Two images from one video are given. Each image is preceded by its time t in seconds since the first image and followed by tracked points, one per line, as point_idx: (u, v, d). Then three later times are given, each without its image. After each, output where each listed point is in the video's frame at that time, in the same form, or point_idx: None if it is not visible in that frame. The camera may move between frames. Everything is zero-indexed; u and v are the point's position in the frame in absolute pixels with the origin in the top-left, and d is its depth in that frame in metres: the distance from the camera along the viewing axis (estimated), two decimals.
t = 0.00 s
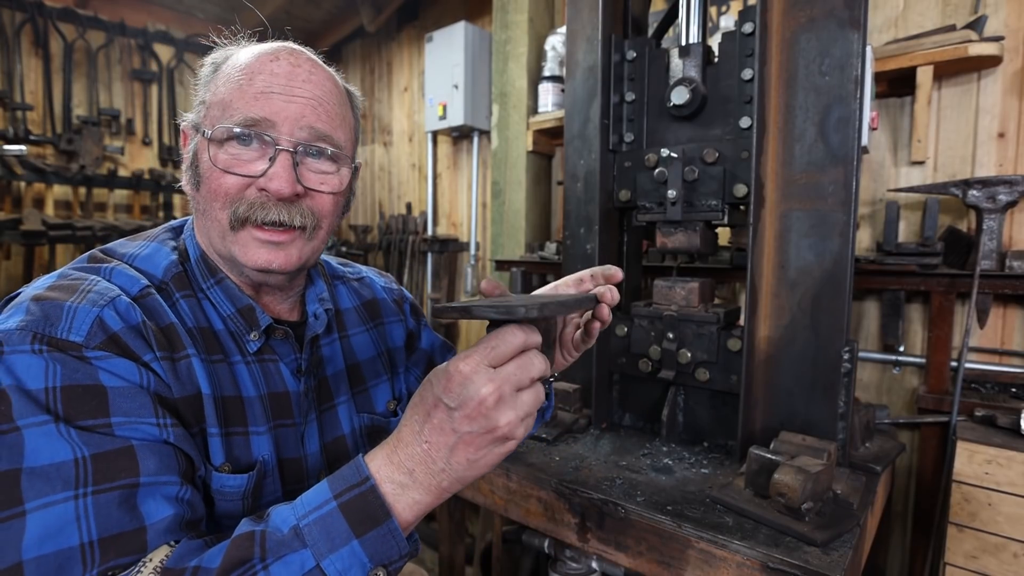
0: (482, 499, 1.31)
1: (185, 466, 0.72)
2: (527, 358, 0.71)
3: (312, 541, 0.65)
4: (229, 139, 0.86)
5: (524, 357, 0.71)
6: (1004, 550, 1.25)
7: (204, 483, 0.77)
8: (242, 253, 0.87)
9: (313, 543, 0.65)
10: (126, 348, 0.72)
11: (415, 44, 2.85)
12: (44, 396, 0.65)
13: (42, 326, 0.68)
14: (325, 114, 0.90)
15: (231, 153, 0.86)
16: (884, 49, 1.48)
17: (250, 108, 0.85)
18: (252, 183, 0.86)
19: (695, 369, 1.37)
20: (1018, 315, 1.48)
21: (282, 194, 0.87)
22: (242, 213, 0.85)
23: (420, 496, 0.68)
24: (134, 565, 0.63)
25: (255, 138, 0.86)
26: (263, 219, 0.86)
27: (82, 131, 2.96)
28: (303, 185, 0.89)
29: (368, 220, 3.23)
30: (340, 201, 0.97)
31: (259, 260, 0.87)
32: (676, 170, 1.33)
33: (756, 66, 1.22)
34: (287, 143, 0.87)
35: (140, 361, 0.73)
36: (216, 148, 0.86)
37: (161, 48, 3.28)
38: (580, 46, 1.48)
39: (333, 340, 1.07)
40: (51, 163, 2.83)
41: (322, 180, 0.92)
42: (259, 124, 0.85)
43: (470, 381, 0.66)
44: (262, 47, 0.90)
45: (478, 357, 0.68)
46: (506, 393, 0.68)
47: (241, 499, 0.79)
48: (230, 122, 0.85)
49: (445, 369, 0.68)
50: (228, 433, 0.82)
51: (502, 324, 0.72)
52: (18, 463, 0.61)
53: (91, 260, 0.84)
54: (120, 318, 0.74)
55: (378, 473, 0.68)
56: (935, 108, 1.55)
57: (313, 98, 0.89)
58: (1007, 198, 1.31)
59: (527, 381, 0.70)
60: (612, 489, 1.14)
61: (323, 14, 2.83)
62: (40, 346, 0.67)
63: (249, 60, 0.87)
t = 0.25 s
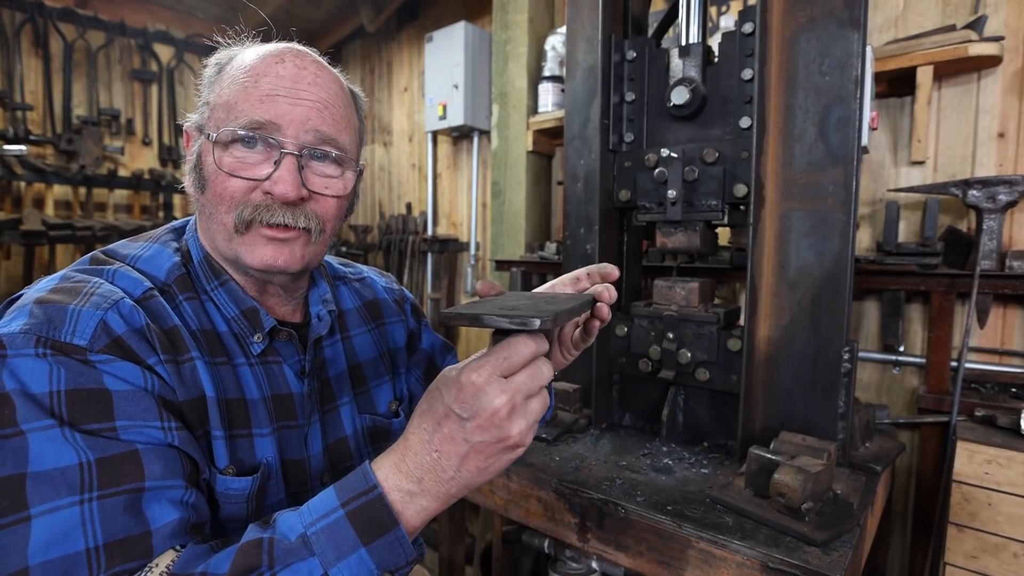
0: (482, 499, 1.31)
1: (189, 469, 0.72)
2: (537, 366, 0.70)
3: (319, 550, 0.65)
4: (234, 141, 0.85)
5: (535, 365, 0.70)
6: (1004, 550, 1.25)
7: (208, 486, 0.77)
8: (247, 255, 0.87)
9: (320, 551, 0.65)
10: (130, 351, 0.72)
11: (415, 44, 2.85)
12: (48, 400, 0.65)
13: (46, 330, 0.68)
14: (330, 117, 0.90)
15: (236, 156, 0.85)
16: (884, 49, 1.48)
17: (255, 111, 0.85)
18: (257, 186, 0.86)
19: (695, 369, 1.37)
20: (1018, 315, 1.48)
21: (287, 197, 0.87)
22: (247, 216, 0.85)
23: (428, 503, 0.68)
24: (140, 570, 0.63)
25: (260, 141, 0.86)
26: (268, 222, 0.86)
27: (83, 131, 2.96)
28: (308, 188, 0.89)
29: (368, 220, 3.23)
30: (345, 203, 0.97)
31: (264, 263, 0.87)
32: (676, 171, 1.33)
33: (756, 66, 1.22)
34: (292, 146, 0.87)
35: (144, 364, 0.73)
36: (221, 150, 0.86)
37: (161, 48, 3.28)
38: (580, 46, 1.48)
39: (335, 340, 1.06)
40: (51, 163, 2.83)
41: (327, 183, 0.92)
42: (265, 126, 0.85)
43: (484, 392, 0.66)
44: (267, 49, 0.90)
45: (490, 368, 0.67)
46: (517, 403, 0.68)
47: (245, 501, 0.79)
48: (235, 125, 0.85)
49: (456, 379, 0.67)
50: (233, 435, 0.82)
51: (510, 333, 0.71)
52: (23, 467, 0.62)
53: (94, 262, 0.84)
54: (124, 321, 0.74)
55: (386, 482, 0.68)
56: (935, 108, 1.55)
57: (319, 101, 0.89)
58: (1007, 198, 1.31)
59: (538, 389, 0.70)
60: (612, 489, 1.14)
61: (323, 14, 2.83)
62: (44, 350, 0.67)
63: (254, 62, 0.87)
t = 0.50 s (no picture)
0: (482, 499, 1.31)
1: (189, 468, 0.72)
2: (537, 362, 0.70)
3: (318, 545, 0.65)
4: (262, 156, 0.83)
5: (535, 362, 0.70)
6: (1004, 550, 1.25)
7: (207, 485, 0.77)
8: (277, 266, 0.88)
9: (319, 547, 0.65)
10: (130, 351, 0.72)
11: (415, 44, 2.85)
12: (48, 398, 0.65)
13: (46, 329, 0.68)
14: (353, 125, 0.89)
15: (266, 170, 0.83)
16: (884, 49, 1.48)
17: (284, 124, 0.82)
18: (288, 200, 0.85)
19: (695, 369, 1.37)
20: (1018, 315, 1.48)
21: (320, 209, 0.87)
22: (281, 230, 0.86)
23: (427, 499, 0.68)
24: (139, 568, 0.63)
25: (289, 155, 0.84)
26: (301, 234, 0.87)
27: (82, 131, 2.96)
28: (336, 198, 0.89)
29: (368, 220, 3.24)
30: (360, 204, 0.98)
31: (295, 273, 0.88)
32: (675, 170, 1.33)
33: (756, 66, 1.22)
34: (322, 159, 0.85)
35: (144, 363, 0.73)
36: (249, 165, 0.83)
37: (161, 48, 3.28)
38: (580, 46, 1.48)
39: (334, 340, 1.06)
40: (51, 164, 2.83)
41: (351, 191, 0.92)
42: (295, 140, 0.83)
43: (482, 386, 0.66)
44: (283, 53, 0.86)
45: (489, 363, 0.67)
46: (516, 399, 0.68)
47: (245, 501, 0.80)
48: (264, 139, 0.82)
49: (456, 374, 0.67)
50: (232, 435, 0.82)
51: (511, 327, 0.70)
52: (23, 466, 0.62)
53: (94, 262, 0.84)
54: (124, 320, 0.74)
55: (385, 477, 0.68)
56: (935, 108, 1.55)
57: (343, 110, 0.88)
58: (1007, 198, 1.31)
59: (538, 386, 0.70)
60: (612, 488, 1.14)
61: (323, 14, 2.83)
62: (43, 349, 0.67)
63: (274, 70, 0.84)
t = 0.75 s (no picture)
0: (482, 499, 1.31)
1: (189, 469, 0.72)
2: (536, 364, 0.70)
3: (318, 546, 0.65)
4: (265, 149, 0.83)
5: (534, 363, 0.71)
6: (1004, 550, 1.25)
7: (207, 485, 0.77)
8: (276, 261, 0.87)
9: (320, 548, 0.65)
10: (131, 352, 0.72)
11: (415, 44, 2.85)
12: (49, 399, 0.65)
13: (47, 330, 0.68)
14: (355, 122, 0.90)
15: (267, 162, 0.84)
16: (884, 49, 1.48)
17: (286, 118, 0.83)
18: (289, 193, 0.85)
19: (695, 369, 1.37)
20: (1018, 315, 1.48)
21: (320, 203, 0.87)
22: (281, 223, 0.85)
23: (427, 500, 0.68)
24: (140, 568, 0.63)
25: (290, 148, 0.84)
26: (300, 228, 0.86)
27: (82, 131, 2.96)
28: (337, 194, 0.89)
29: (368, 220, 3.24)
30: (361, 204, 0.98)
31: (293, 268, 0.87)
32: (676, 171, 1.33)
33: (756, 66, 1.22)
34: (323, 153, 0.86)
35: (145, 364, 0.73)
36: (250, 157, 0.83)
37: (161, 48, 3.28)
38: (580, 46, 1.48)
39: (335, 340, 1.06)
40: (51, 163, 2.83)
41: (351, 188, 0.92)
42: (295, 133, 0.84)
43: (480, 389, 0.66)
44: (286, 52, 0.87)
45: (487, 365, 0.67)
46: (515, 401, 0.68)
47: (246, 501, 0.79)
48: (266, 133, 0.83)
49: (454, 375, 0.67)
50: (233, 435, 0.82)
51: (510, 329, 0.71)
52: (24, 466, 0.62)
53: (95, 262, 0.84)
54: (125, 321, 0.74)
55: (385, 478, 0.68)
56: (935, 108, 1.55)
57: (345, 107, 0.88)
58: (1007, 198, 1.31)
59: (536, 388, 0.70)
60: (612, 489, 1.14)
61: (323, 13, 2.83)
62: (44, 350, 0.67)
63: (277, 67, 0.85)
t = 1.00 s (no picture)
0: (482, 499, 1.31)
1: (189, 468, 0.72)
2: (537, 364, 0.70)
3: (318, 547, 0.65)
4: (236, 142, 0.85)
5: (535, 363, 0.70)
6: (1004, 550, 1.25)
7: (206, 484, 0.77)
8: (245, 257, 0.87)
9: (320, 548, 0.65)
10: (130, 350, 0.72)
11: (415, 44, 2.85)
12: (49, 398, 0.65)
13: (47, 328, 0.68)
14: (333, 120, 0.90)
15: (238, 156, 0.85)
16: (884, 49, 1.48)
17: (257, 112, 0.85)
18: (258, 187, 0.86)
19: (695, 369, 1.37)
20: (1018, 315, 1.48)
21: (288, 199, 0.87)
22: (248, 217, 0.85)
23: (428, 501, 0.68)
24: (139, 567, 0.63)
25: (262, 142, 0.86)
26: (267, 223, 0.86)
27: (82, 130, 2.96)
28: (309, 190, 0.89)
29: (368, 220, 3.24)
30: (346, 204, 0.97)
31: (262, 264, 0.87)
32: (675, 170, 1.33)
33: (756, 66, 1.22)
34: (293, 148, 0.87)
35: (145, 362, 0.73)
36: (223, 150, 0.86)
37: (161, 49, 3.28)
38: (580, 46, 1.48)
39: (334, 340, 1.06)
40: (51, 163, 2.83)
41: (328, 186, 0.92)
42: (267, 127, 0.85)
43: (483, 388, 0.66)
44: (270, 49, 0.89)
45: (489, 365, 0.67)
46: (517, 401, 0.68)
47: (245, 500, 0.79)
48: (237, 126, 0.85)
49: (456, 376, 0.67)
50: (232, 434, 0.82)
51: (511, 330, 0.71)
52: (23, 465, 0.62)
53: (94, 261, 0.84)
54: (125, 320, 0.74)
55: (385, 479, 0.68)
56: (935, 108, 1.55)
57: (321, 103, 0.89)
58: (1007, 198, 1.31)
59: (537, 387, 0.70)
60: (612, 489, 1.14)
61: (323, 13, 2.83)
62: (44, 349, 0.67)
63: (258, 63, 0.87)
